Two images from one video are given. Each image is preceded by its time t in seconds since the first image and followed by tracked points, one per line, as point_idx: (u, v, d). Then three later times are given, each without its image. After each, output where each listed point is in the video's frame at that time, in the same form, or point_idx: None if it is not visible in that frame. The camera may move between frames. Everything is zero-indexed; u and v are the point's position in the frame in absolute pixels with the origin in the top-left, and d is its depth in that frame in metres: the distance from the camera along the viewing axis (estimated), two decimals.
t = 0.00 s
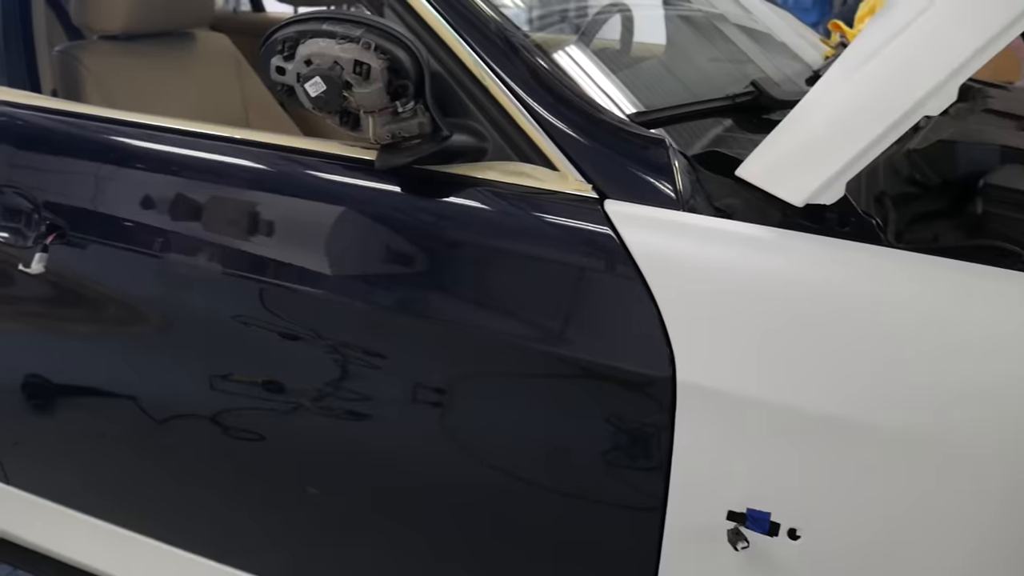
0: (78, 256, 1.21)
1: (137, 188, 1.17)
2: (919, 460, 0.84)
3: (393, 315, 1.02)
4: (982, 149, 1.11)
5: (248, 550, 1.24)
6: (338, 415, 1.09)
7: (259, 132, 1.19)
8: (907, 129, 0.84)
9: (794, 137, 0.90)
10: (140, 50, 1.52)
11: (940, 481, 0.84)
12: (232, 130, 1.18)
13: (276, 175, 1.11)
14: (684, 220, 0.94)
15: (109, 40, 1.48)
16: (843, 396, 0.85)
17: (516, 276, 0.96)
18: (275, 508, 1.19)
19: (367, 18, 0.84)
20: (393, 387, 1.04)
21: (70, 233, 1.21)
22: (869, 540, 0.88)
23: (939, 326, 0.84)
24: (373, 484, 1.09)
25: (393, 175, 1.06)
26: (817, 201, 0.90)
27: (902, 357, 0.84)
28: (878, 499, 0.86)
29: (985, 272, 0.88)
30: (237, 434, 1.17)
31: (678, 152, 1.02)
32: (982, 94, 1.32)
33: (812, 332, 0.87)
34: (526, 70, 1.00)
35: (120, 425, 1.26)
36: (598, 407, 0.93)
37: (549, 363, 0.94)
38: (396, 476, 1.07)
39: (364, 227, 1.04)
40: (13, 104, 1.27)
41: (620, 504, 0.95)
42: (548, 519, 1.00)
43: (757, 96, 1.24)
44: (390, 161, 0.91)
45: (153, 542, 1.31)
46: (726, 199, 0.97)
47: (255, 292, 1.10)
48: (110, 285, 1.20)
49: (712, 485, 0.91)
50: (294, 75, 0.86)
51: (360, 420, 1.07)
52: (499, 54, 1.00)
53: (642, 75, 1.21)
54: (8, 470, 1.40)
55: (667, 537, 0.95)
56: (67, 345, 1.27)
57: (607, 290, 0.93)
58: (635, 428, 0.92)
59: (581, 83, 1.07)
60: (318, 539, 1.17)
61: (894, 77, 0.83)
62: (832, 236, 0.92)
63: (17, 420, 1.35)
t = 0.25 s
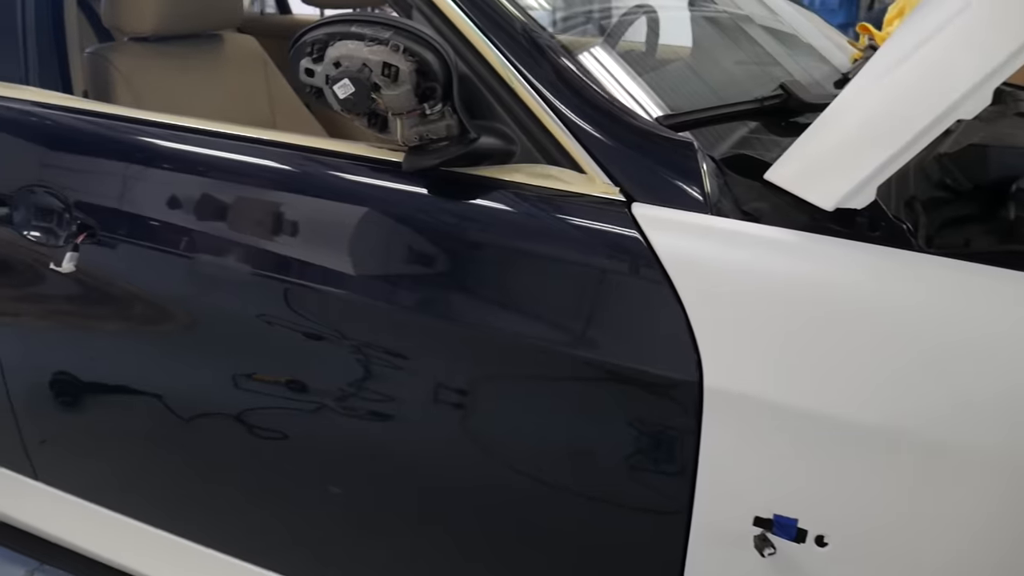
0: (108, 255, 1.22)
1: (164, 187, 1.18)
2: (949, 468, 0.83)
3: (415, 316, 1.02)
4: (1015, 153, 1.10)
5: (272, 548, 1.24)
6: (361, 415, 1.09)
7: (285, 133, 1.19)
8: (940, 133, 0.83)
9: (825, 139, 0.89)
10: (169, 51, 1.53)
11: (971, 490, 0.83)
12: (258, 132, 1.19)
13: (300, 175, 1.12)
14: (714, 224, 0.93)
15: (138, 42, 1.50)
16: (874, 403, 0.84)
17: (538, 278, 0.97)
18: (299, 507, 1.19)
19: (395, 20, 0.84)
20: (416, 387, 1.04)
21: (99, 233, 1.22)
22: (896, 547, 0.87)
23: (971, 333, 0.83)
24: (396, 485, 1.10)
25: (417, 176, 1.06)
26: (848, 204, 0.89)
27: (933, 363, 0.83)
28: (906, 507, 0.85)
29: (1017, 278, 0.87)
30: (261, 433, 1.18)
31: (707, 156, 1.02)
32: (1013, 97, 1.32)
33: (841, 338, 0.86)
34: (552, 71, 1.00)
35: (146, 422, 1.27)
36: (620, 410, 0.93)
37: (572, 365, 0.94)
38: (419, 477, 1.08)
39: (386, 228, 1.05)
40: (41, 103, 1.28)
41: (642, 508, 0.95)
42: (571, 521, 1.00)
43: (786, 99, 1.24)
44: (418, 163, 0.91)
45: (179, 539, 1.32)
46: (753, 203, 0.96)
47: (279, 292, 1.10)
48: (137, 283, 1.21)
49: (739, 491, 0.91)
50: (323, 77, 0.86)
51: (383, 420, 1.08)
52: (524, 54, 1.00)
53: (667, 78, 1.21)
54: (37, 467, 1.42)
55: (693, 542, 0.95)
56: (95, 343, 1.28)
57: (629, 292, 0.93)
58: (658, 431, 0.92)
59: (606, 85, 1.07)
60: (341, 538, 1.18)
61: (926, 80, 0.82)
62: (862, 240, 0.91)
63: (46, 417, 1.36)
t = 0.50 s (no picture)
0: (137, 254, 1.23)
1: (191, 188, 1.19)
2: (979, 476, 0.82)
3: (439, 317, 1.03)
4: None
5: (297, 548, 1.25)
6: (384, 416, 1.09)
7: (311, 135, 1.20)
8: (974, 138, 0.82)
9: (857, 145, 0.89)
10: (199, 53, 1.54)
11: (1001, 499, 0.82)
12: (286, 133, 1.19)
13: (326, 176, 1.12)
14: (744, 228, 0.93)
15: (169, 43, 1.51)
16: (905, 411, 0.83)
17: (562, 280, 0.96)
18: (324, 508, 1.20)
19: (425, 23, 0.84)
20: (440, 389, 1.04)
21: (129, 233, 1.23)
22: (925, 557, 0.86)
23: (1003, 339, 0.83)
24: (420, 486, 1.10)
25: (441, 177, 1.06)
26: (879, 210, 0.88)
27: (965, 370, 0.83)
28: (936, 516, 0.84)
29: None
30: (285, 432, 1.19)
31: (736, 160, 1.02)
32: None
33: (872, 343, 0.85)
34: (580, 73, 1.00)
35: (173, 421, 1.28)
36: (643, 413, 0.93)
37: (596, 368, 0.94)
38: (443, 477, 1.08)
39: (410, 229, 1.05)
40: (72, 103, 1.29)
41: (666, 512, 0.95)
42: (594, 525, 1.00)
43: (816, 102, 1.21)
44: (446, 166, 0.91)
45: (205, 537, 1.33)
46: (783, 208, 0.95)
47: (304, 292, 1.11)
48: (165, 283, 1.22)
49: (767, 498, 0.90)
50: (352, 79, 0.86)
51: (406, 421, 1.08)
52: (552, 56, 1.00)
53: (693, 82, 1.20)
54: (65, 464, 1.43)
55: (719, 549, 0.94)
56: (123, 342, 1.29)
57: (653, 294, 0.93)
58: (682, 435, 0.92)
59: (634, 88, 1.06)
60: (366, 539, 1.18)
61: (958, 84, 0.82)
62: (894, 246, 0.90)
63: (74, 415, 1.37)
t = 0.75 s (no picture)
0: (164, 255, 1.24)
1: (216, 189, 1.20)
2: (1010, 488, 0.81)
3: (461, 319, 1.03)
4: None
5: (319, 548, 1.26)
6: (406, 417, 1.10)
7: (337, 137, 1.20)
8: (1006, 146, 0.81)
9: (884, 157, 0.89)
10: (226, 55, 1.55)
11: None
12: (312, 135, 1.20)
13: (350, 178, 1.13)
14: (774, 233, 0.92)
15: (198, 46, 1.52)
16: (936, 421, 0.82)
17: (585, 284, 0.97)
18: (345, 508, 1.20)
19: (453, 26, 0.84)
20: (462, 391, 1.05)
21: (157, 233, 1.24)
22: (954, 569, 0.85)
23: None
24: (441, 488, 1.10)
25: (464, 180, 1.06)
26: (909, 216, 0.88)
27: (997, 381, 0.81)
28: (966, 527, 0.83)
29: None
30: (308, 432, 1.20)
31: (765, 165, 1.00)
32: None
33: (900, 351, 0.84)
34: (605, 75, 1.00)
35: (197, 420, 1.29)
36: (665, 418, 0.93)
37: (620, 372, 0.95)
38: (464, 479, 1.08)
39: (433, 231, 1.05)
40: (101, 104, 1.31)
41: (687, 517, 0.95)
42: (615, 529, 1.00)
43: (845, 107, 1.20)
44: (472, 169, 0.91)
45: (227, 536, 1.34)
46: (811, 213, 0.95)
47: (327, 293, 1.11)
48: (191, 283, 1.23)
49: (793, 506, 0.90)
50: (379, 82, 0.87)
51: (428, 422, 1.08)
52: (579, 58, 0.99)
53: (720, 86, 1.19)
54: (91, 461, 1.44)
55: (744, 556, 0.94)
56: (149, 341, 1.30)
57: (675, 299, 0.93)
58: (705, 440, 0.92)
59: (660, 91, 1.06)
60: (387, 540, 1.19)
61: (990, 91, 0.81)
62: (925, 252, 0.89)
63: (101, 413, 1.39)
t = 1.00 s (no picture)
0: (190, 257, 1.25)
1: (240, 191, 1.21)
2: None
3: (481, 323, 1.03)
4: None
5: (339, 550, 1.26)
6: (426, 420, 1.10)
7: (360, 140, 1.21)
8: None
9: (908, 160, 0.89)
10: (252, 59, 1.57)
11: None
12: (335, 137, 1.21)
13: (371, 181, 1.13)
14: (798, 241, 0.91)
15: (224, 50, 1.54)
16: (960, 429, 0.82)
17: (605, 288, 0.97)
18: (365, 511, 1.21)
19: (479, 31, 0.85)
20: (482, 395, 1.05)
21: (183, 235, 1.25)
22: None
23: None
24: (461, 491, 1.11)
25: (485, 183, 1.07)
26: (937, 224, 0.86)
27: None
28: (989, 534, 0.84)
29: None
30: (329, 434, 1.20)
31: (790, 171, 1.00)
32: None
33: (927, 359, 0.84)
34: (628, 78, 1.00)
35: (219, 420, 1.30)
36: (686, 424, 0.93)
37: (641, 377, 0.94)
38: (483, 482, 1.08)
39: (454, 234, 1.06)
40: (128, 107, 1.32)
41: (707, 524, 0.95)
42: (635, 534, 1.00)
43: (871, 114, 1.18)
44: (496, 173, 0.91)
45: (248, 536, 1.35)
46: (836, 220, 0.94)
47: (349, 296, 1.12)
48: (214, 284, 1.24)
49: (816, 513, 0.89)
50: (405, 86, 0.87)
51: (447, 425, 1.09)
52: (602, 61, 1.00)
53: (743, 91, 1.19)
54: (115, 459, 1.46)
55: (767, 563, 0.94)
56: (173, 341, 1.31)
57: (696, 304, 0.92)
58: (727, 447, 0.92)
59: (683, 95, 1.05)
60: (407, 542, 1.19)
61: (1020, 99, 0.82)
62: (952, 261, 0.88)
63: (125, 412, 1.40)
